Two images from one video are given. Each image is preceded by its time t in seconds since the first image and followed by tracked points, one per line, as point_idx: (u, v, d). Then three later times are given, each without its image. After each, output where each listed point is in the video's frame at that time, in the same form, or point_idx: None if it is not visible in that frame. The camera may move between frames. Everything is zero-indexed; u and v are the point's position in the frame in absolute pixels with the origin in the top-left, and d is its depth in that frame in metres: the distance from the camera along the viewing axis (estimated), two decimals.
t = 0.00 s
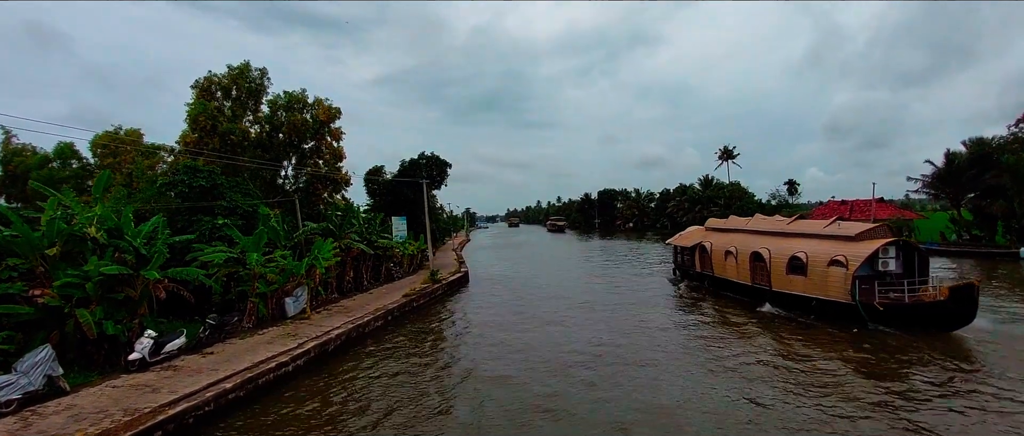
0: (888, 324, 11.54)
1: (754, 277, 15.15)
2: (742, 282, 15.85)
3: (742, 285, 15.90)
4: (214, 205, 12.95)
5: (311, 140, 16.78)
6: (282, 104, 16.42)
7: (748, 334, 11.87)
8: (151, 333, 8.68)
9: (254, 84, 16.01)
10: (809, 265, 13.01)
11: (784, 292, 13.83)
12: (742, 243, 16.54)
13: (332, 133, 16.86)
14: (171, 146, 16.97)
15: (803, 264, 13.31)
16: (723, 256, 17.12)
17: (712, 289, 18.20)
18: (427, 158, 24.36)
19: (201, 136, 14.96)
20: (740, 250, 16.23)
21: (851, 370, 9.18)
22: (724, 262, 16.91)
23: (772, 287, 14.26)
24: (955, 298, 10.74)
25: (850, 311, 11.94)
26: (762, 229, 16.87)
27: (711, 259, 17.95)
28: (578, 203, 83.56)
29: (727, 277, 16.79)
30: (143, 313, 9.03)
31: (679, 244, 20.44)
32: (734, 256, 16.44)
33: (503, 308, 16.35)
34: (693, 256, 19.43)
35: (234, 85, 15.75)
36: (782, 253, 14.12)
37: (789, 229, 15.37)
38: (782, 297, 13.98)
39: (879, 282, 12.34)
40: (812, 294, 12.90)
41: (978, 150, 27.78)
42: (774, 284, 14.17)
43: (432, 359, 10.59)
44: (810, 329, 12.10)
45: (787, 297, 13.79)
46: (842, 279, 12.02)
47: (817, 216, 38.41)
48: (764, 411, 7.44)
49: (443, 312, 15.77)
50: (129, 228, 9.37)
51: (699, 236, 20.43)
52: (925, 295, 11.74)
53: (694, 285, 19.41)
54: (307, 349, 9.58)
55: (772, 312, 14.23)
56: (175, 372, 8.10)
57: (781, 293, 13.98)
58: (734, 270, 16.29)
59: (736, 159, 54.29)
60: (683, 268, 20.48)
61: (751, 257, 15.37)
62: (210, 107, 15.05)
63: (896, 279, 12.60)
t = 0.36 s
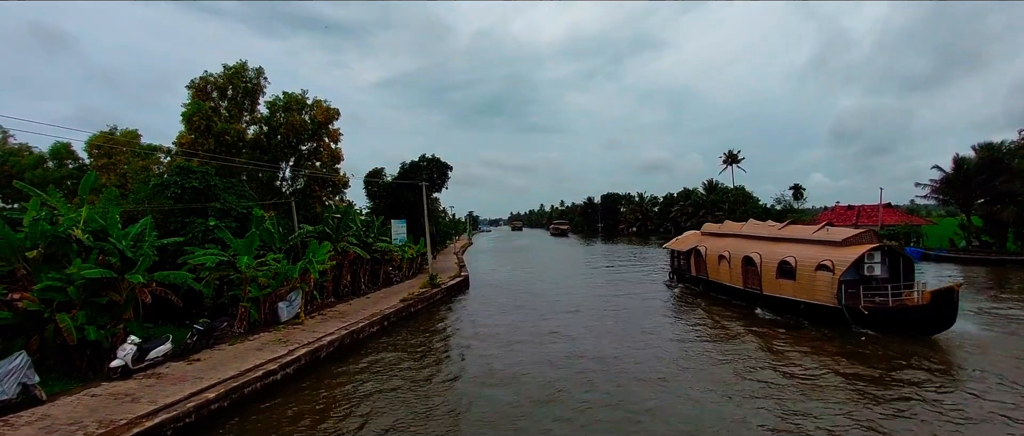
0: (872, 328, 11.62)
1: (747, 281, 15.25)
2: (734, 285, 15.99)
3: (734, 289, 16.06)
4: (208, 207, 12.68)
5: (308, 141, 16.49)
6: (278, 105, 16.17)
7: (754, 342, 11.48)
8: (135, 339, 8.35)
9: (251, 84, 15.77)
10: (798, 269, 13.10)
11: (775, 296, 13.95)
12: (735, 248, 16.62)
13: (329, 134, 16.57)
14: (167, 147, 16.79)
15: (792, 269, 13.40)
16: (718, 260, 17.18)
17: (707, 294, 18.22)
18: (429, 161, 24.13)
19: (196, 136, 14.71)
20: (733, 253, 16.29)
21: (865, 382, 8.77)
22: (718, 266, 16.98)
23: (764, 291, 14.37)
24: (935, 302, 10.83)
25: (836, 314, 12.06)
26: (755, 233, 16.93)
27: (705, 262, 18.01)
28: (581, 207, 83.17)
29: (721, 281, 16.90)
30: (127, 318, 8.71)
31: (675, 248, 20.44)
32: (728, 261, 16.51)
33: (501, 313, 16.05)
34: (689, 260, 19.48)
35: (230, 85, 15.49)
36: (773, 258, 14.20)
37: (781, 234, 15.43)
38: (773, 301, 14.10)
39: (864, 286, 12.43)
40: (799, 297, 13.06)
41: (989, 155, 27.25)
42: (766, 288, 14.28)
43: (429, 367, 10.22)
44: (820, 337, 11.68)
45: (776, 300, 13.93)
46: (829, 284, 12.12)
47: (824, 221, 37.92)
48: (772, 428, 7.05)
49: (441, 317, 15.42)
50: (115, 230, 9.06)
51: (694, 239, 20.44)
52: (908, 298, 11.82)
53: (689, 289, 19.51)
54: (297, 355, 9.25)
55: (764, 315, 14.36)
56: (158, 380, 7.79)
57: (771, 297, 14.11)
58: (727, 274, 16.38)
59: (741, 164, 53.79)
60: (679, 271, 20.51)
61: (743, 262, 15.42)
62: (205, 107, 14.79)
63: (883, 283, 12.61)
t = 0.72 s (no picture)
0: (857, 328, 11.74)
1: (738, 283, 15.34)
2: (726, 287, 16.09)
3: (725, 290, 16.15)
4: (200, 208, 12.41)
5: (304, 141, 16.16)
6: (273, 104, 15.91)
7: (759, 348, 11.13)
8: (117, 344, 8.03)
9: (245, 82, 15.51)
10: (787, 271, 13.25)
11: (765, 298, 14.07)
12: (726, 250, 16.69)
13: (326, 133, 16.27)
14: (162, 147, 16.50)
15: (781, 271, 13.55)
16: (710, 263, 17.22)
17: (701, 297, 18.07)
18: (429, 162, 23.84)
19: (190, 136, 14.44)
20: (725, 256, 16.33)
21: (877, 391, 8.43)
22: (711, 268, 17.01)
23: (755, 293, 14.48)
24: (918, 304, 10.90)
25: (824, 316, 12.20)
26: (746, 236, 17.00)
27: (698, 265, 18.02)
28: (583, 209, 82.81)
29: (712, 282, 16.98)
30: (111, 321, 8.40)
31: (670, 250, 20.38)
32: (719, 263, 16.57)
33: (499, 316, 15.78)
34: (683, 262, 19.41)
35: (224, 83, 15.21)
36: (763, 261, 14.33)
37: (771, 237, 15.54)
38: (764, 303, 14.22)
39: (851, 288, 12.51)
40: (789, 299, 13.19)
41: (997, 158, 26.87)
42: (757, 290, 14.39)
43: (424, 374, 9.90)
44: (830, 342, 11.30)
45: (767, 302, 14.06)
46: (816, 286, 12.28)
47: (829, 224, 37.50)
48: None
49: (439, 321, 15.10)
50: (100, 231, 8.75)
51: (688, 240, 20.40)
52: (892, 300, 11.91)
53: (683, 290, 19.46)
54: (287, 361, 8.94)
55: (755, 317, 14.44)
56: (140, 387, 7.49)
57: (762, 299, 14.23)
58: (719, 276, 16.48)
59: (744, 166, 53.38)
60: (673, 272, 20.34)
61: (735, 264, 15.48)
62: (198, 105, 14.50)
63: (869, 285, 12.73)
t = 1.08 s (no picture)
0: (841, 329, 11.62)
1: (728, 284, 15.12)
2: (716, 287, 15.86)
3: (717, 290, 15.90)
4: (190, 206, 12.09)
5: (300, 140, 15.86)
6: (267, 101, 15.62)
7: (764, 354, 10.77)
8: (97, 348, 7.72)
9: (238, 79, 15.21)
10: (775, 272, 13.07)
11: (754, 298, 13.84)
12: (718, 251, 16.45)
13: (321, 132, 15.98)
14: (156, 146, 16.19)
15: (770, 272, 13.36)
16: (702, 264, 16.97)
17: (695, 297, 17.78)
18: (429, 161, 23.51)
19: (181, 133, 14.15)
20: (717, 257, 16.10)
21: (888, 400, 8.08)
22: (703, 269, 16.76)
23: (744, 294, 14.27)
24: (900, 305, 10.86)
25: (809, 316, 12.05)
26: (738, 237, 16.78)
27: (691, 266, 17.75)
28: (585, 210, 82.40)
29: (704, 283, 16.73)
30: (92, 324, 8.10)
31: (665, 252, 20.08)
32: (711, 264, 16.33)
33: (495, 319, 15.47)
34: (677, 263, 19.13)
35: (216, 80, 14.91)
36: (751, 262, 14.14)
37: (762, 238, 15.34)
38: (754, 303, 13.98)
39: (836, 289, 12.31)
40: (777, 299, 12.99)
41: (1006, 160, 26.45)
42: (746, 290, 14.17)
43: (416, 379, 9.56)
44: (840, 346, 10.93)
45: (756, 302, 13.85)
46: (802, 287, 12.11)
47: (834, 227, 37.06)
48: None
49: (434, 324, 14.77)
50: (81, 231, 8.44)
51: (684, 241, 20.08)
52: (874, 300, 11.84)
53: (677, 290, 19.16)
54: (273, 367, 8.60)
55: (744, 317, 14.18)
56: (118, 393, 7.17)
57: (752, 300, 14.00)
58: (710, 277, 16.25)
59: (747, 167, 52.93)
60: (668, 273, 20.04)
61: (727, 266, 15.25)
62: (190, 102, 14.20)
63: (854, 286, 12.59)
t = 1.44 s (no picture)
0: (827, 328, 11.42)
1: (721, 283, 14.79)
2: (710, 286, 15.55)
3: (710, 289, 15.59)
4: (180, 203, 11.75)
5: (297, 135, 15.54)
6: (259, 96, 15.31)
7: (769, 358, 10.42)
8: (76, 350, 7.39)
9: (231, 73, 14.89)
10: (764, 272, 12.82)
11: (746, 297, 13.56)
12: (711, 250, 16.14)
13: (317, 127, 15.67)
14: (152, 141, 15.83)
15: (760, 271, 13.09)
16: (695, 264, 16.64)
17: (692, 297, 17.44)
18: (428, 159, 23.18)
19: (172, 128, 13.84)
20: (710, 256, 15.78)
21: (902, 410, 7.72)
22: (696, 269, 16.44)
23: (736, 293, 13.99)
24: (884, 304, 10.70)
25: (797, 315, 11.84)
26: (730, 237, 16.48)
27: (687, 266, 17.41)
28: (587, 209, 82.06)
29: (698, 282, 16.40)
30: (72, 325, 7.79)
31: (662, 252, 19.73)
32: (704, 264, 16.00)
33: (492, 319, 15.17)
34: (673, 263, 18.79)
35: (208, 74, 14.58)
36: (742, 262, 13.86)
37: (754, 238, 15.07)
38: (746, 303, 13.68)
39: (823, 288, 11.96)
40: (768, 298, 12.74)
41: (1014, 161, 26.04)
42: (737, 289, 13.90)
43: (409, 384, 9.24)
44: (848, 350, 10.57)
45: (748, 301, 13.56)
46: (790, 286, 11.88)
47: (839, 227, 36.66)
48: None
49: (430, 325, 14.47)
50: (61, 227, 8.09)
51: (681, 241, 19.72)
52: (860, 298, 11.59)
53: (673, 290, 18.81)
54: (260, 371, 8.28)
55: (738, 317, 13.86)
56: (95, 398, 6.85)
57: (744, 299, 13.70)
58: (703, 276, 15.93)
59: (750, 167, 52.51)
60: (666, 272, 19.68)
61: (719, 266, 14.94)
62: (181, 97, 13.89)
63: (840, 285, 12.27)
